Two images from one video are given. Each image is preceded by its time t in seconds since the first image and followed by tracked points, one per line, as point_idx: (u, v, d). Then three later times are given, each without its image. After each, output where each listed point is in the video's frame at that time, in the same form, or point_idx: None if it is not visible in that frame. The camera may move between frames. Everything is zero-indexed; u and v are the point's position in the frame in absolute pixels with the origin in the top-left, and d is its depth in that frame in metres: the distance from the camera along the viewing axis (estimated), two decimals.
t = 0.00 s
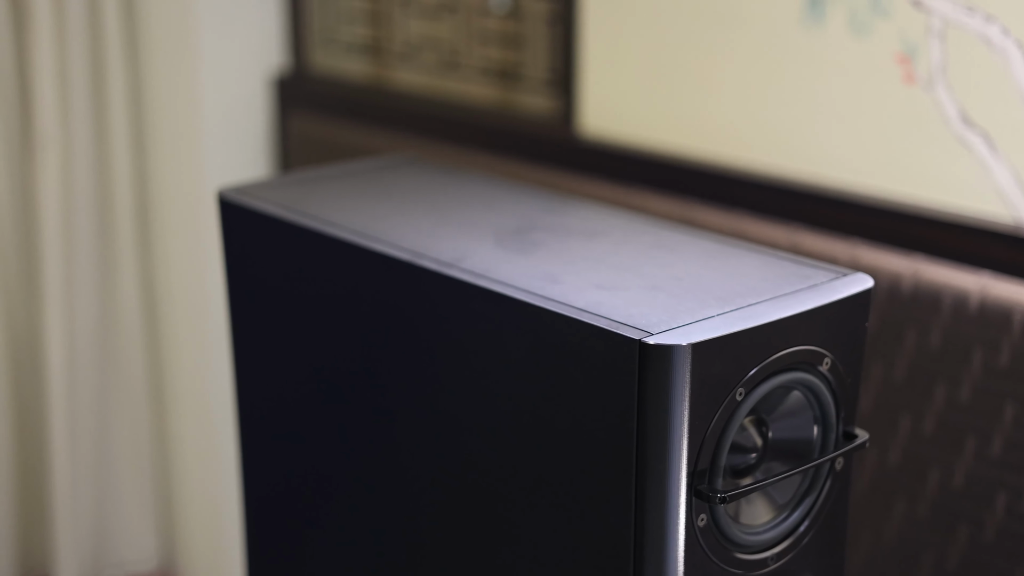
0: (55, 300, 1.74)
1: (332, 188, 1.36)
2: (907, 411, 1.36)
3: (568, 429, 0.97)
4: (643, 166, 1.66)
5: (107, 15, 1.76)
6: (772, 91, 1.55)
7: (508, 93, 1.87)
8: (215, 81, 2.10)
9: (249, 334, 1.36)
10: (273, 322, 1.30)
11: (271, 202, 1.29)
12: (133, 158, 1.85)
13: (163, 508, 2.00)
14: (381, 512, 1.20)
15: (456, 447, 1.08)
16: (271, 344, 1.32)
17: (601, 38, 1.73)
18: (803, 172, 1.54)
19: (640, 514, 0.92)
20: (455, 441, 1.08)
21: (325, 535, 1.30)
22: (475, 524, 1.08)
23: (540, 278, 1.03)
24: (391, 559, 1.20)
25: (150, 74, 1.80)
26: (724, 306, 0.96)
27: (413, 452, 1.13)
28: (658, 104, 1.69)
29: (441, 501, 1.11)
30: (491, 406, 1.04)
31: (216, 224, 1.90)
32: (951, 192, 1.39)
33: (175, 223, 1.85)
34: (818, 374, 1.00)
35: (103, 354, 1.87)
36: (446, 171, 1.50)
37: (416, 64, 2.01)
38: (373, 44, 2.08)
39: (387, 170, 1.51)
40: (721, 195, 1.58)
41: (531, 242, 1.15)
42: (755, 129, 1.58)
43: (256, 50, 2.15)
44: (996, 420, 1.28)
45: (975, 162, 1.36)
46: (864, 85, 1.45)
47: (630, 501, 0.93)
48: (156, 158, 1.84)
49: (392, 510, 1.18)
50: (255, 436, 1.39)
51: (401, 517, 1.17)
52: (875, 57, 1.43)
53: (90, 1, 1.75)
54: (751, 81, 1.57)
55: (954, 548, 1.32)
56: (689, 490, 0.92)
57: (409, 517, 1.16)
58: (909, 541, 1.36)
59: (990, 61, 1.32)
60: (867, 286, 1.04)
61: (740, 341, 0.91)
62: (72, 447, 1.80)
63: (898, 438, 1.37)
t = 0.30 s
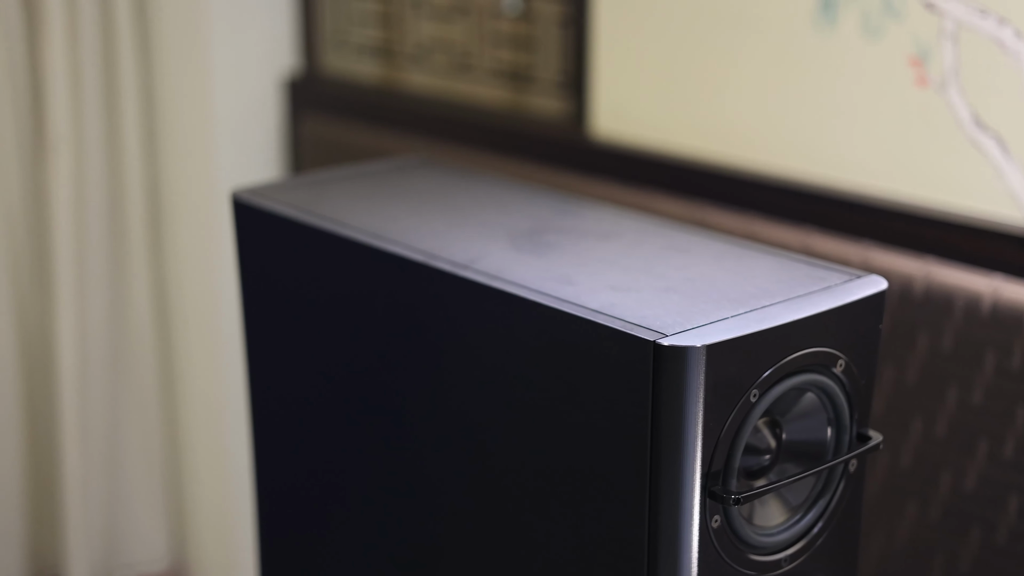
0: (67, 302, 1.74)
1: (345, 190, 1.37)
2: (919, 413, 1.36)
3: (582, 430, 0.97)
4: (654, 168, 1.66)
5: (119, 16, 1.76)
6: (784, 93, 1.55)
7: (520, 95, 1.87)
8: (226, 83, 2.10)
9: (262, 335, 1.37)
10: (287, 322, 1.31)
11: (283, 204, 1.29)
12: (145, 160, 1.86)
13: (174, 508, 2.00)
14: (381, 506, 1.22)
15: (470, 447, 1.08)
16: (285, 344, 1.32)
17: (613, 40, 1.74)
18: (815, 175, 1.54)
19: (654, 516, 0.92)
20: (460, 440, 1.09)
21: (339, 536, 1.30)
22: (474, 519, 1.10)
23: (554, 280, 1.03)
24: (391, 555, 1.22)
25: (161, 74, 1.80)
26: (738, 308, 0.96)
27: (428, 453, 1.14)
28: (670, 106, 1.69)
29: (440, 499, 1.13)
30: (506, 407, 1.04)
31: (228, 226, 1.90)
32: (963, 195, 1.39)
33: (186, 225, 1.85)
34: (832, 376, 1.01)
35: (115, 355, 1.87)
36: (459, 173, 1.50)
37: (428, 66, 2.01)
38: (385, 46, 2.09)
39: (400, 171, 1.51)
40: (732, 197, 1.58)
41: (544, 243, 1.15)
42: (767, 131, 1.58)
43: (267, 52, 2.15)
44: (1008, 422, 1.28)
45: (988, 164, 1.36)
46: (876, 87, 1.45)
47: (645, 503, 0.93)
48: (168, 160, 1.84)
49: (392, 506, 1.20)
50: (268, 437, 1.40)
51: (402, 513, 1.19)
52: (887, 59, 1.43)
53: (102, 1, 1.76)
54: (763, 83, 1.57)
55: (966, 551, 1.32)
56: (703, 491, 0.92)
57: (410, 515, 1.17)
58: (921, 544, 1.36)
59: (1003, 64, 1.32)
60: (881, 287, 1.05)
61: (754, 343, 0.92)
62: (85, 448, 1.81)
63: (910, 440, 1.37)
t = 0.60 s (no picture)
0: (78, 302, 1.74)
1: (357, 191, 1.37)
2: (930, 415, 1.36)
3: (594, 431, 0.97)
4: (665, 169, 1.66)
5: (130, 17, 1.76)
6: (795, 95, 1.55)
7: (530, 97, 1.88)
8: (237, 85, 2.11)
9: (273, 337, 1.37)
10: (298, 323, 1.31)
11: (293, 205, 1.30)
12: (155, 160, 1.86)
13: (184, 509, 2.00)
14: (381, 506, 1.23)
15: (481, 448, 1.09)
16: (296, 345, 1.32)
17: (623, 42, 1.74)
18: (826, 177, 1.54)
19: (666, 518, 0.93)
20: (472, 441, 1.10)
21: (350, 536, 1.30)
22: (474, 519, 1.11)
23: (565, 281, 1.04)
24: (391, 555, 1.24)
25: (172, 76, 1.81)
26: (750, 309, 0.96)
27: (439, 454, 1.14)
28: (681, 108, 1.69)
29: (439, 499, 1.15)
30: (518, 408, 1.04)
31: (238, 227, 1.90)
32: (974, 198, 1.39)
33: (197, 227, 1.85)
34: (844, 378, 1.01)
35: (126, 356, 1.88)
36: (471, 174, 1.50)
37: (438, 68, 2.01)
38: (395, 48, 2.09)
39: (411, 173, 1.51)
40: (742, 199, 1.58)
41: (556, 245, 1.15)
42: (778, 133, 1.58)
43: (278, 54, 2.16)
44: (1019, 425, 1.28)
45: (999, 167, 1.36)
46: (887, 89, 1.45)
47: (656, 504, 0.93)
48: (178, 161, 1.84)
49: (392, 506, 1.22)
50: (279, 438, 1.40)
51: (403, 513, 1.21)
52: (898, 61, 1.43)
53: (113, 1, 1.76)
54: (773, 85, 1.57)
55: (977, 553, 1.32)
56: (714, 493, 0.92)
57: (410, 515, 1.19)
58: (932, 546, 1.36)
59: (1015, 66, 1.32)
60: (893, 289, 1.05)
61: (766, 344, 0.92)
62: (95, 449, 1.81)
63: (922, 443, 1.37)
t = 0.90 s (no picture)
0: (87, 304, 1.75)
1: (367, 194, 1.37)
2: (939, 419, 1.35)
3: (602, 435, 0.97)
4: (674, 173, 1.66)
5: (140, 20, 1.77)
6: (804, 98, 1.55)
7: (539, 99, 1.88)
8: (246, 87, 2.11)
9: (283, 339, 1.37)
10: (307, 326, 1.31)
11: (303, 208, 1.30)
12: (164, 162, 1.86)
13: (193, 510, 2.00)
14: (388, 510, 1.24)
15: (491, 451, 1.09)
16: (305, 348, 1.32)
17: (632, 45, 1.74)
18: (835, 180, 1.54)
19: (675, 522, 0.93)
20: (481, 445, 1.10)
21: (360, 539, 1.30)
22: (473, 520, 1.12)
23: (574, 284, 1.04)
24: (391, 555, 1.25)
25: (181, 78, 1.81)
26: (759, 313, 0.96)
27: (448, 458, 1.14)
28: (690, 111, 1.69)
29: (439, 500, 1.16)
30: (527, 412, 1.04)
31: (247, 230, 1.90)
32: (983, 202, 1.39)
33: (207, 230, 1.85)
34: (853, 382, 1.01)
35: (135, 358, 1.88)
36: (481, 177, 1.50)
37: (447, 70, 2.02)
38: (405, 50, 2.09)
39: (420, 176, 1.52)
40: (751, 202, 1.58)
41: (565, 248, 1.15)
42: (787, 136, 1.58)
43: (287, 56, 2.16)
44: None
45: (1008, 170, 1.35)
46: (896, 92, 1.45)
47: (665, 508, 0.93)
48: (188, 163, 1.84)
49: (392, 506, 1.23)
50: (289, 440, 1.40)
51: (403, 513, 1.22)
52: (908, 64, 1.42)
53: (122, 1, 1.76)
54: (783, 88, 1.57)
55: (986, 557, 1.31)
56: (723, 497, 0.92)
57: (410, 515, 1.21)
58: (940, 549, 1.36)
59: None
60: (902, 293, 1.04)
61: (775, 348, 0.92)
62: (104, 451, 1.81)
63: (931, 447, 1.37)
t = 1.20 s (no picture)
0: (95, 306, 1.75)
1: (375, 197, 1.37)
2: (948, 424, 1.35)
3: (610, 439, 0.97)
4: (683, 177, 1.66)
5: (149, 22, 1.77)
6: (813, 101, 1.55)
7: (548, 102, 1.87)
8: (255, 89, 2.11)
9: (291, 342, 1.37)
10: (315, 329, 1.31)
11: (312, 211, 1.30)
12: (173, 164, 1.86)
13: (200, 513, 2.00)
14: (394, 514, 1.24)
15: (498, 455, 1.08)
16: (313, 350, 1.32)
17: (641, 48, 1.73)
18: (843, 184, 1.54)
19: (682, 526, 0.92)
20: (489, 448, 1.09)
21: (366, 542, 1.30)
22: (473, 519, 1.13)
23: (582, 288, 1.04)
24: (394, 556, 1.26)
25: (189, 80, 1.81)
26: (767, 317, 0.96)
27: (455, 461, 1.14)
28: (698, 114, 1.69)
29: (442, 501, 1.17)
30: (534, 415, 1.04)
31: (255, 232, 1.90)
32: (993, 205, 1.38)
33: (215, 232, 1.85)
34: (861, 387, 1.00)
35: (143, 360, 1.88)
36: (489, 181, 1.50)
37: (456, 73, 2.02)
38: (413, 53, 2.09)
39: (429, 179, 1.52)
40: (760, 205, 1.58)
41: (573, 252, 1.15)
42: (796, 139, 1.58)
43: (295, 58, 2.16)
44: None
45: (1018, 173, 1.35)
46: (905, 95, 1.44)
47: (672, 513, 0.93)
48: (196, 165, 1.84)
49: (396, 508, 1.24)
50: (296, 442, 1.40)
51: (405, 515, 1.23)
52: (917, 67, 1.42)
53: (130, 3, 1.76)
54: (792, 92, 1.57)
55: (995, 561, 1.31)
56: (730, 501, 0.92)
57: (412, 517, 1.21)
58: (949, 553, 1.35)
59: None
60: (910, 297, 1.04)
61: (784, 352, 0.91)
62: (111, 453, 1.81)
63: (939, 451, 1.36)
